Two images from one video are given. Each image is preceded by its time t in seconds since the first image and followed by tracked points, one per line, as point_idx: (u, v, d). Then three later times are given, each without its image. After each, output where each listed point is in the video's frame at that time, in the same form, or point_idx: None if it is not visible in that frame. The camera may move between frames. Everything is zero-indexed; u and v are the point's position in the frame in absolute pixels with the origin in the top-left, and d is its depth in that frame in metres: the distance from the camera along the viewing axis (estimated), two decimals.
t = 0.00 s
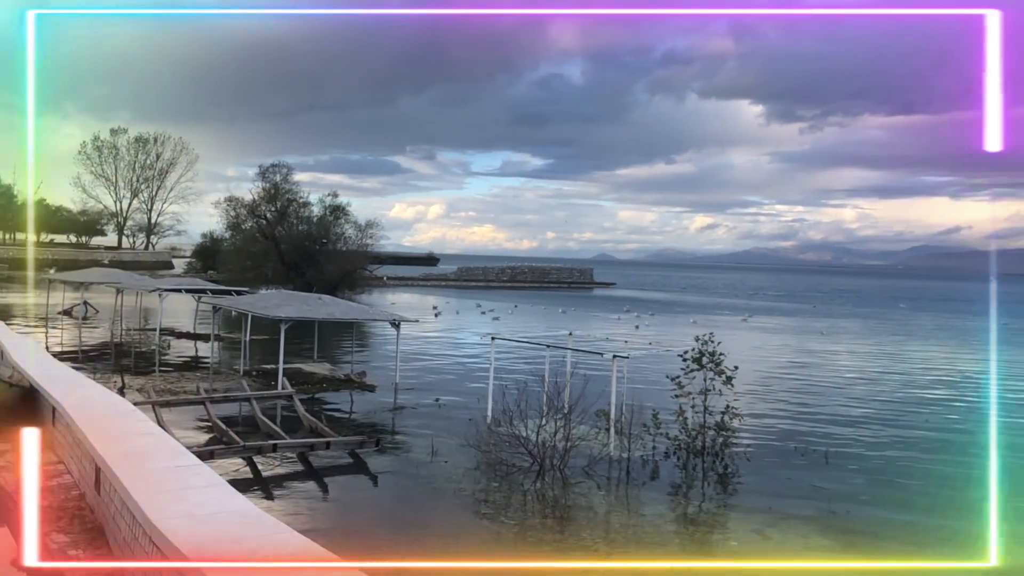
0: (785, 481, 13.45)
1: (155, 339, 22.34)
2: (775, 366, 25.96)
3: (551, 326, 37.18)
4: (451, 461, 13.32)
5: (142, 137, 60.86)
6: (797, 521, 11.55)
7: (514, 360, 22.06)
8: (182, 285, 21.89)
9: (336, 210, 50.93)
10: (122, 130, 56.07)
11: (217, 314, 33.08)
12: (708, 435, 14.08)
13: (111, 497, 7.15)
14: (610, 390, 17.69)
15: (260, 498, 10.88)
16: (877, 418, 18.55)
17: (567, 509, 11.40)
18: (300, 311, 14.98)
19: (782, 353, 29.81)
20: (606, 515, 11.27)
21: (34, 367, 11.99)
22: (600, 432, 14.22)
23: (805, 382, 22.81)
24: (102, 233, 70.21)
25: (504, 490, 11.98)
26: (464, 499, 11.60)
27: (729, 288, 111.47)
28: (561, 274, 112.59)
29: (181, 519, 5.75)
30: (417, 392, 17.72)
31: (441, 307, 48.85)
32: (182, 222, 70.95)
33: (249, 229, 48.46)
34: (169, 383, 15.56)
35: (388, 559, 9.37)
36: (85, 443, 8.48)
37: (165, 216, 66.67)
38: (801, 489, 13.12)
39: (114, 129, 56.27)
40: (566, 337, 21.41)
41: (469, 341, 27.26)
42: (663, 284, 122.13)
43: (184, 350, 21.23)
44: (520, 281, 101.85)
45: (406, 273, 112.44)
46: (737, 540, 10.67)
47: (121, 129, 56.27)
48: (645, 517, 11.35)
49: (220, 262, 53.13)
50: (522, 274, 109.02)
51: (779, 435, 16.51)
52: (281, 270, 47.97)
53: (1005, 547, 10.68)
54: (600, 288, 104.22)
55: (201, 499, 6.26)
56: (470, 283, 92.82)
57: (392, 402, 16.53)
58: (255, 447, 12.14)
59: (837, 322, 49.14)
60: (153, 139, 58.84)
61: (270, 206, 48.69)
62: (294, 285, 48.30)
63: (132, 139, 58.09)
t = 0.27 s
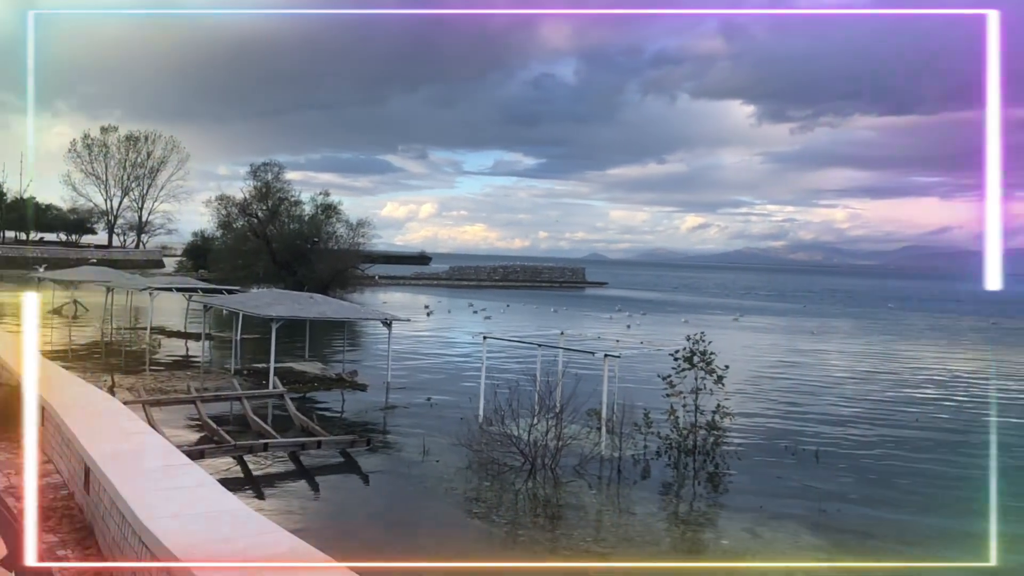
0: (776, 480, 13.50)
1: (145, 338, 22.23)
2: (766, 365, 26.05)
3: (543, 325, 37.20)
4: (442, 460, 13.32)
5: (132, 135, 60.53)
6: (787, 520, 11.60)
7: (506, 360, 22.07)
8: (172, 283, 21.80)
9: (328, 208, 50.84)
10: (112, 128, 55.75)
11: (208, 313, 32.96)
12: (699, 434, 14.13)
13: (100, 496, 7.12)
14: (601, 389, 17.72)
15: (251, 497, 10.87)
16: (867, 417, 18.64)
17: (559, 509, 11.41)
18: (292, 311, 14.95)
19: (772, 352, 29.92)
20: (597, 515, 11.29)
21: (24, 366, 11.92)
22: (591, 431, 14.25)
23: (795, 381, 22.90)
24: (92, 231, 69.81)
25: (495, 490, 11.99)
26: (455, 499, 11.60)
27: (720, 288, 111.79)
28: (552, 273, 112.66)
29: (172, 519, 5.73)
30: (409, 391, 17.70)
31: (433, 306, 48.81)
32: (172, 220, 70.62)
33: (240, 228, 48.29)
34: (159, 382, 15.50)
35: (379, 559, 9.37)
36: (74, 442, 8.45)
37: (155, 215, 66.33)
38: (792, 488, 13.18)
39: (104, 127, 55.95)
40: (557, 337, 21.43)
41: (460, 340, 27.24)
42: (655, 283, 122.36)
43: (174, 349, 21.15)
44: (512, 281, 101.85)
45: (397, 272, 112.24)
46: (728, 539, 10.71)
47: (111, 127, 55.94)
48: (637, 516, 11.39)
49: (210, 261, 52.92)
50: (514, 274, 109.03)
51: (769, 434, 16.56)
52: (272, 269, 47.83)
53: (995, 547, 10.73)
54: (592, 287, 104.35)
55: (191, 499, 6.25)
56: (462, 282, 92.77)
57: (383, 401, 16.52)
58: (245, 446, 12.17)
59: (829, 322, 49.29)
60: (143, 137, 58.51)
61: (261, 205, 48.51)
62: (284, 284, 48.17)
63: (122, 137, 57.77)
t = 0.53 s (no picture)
0: (766, 479, 13.53)
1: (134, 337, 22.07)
2: (756, 365, 26.13)
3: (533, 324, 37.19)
4: (432, 460, 13.29)
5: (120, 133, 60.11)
6: (776, 520, 11.63)
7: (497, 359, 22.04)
8: (160, 282, 21.66)
9: (318, 207, 50.68)
10: (100, 126, 55.36)
11: (197, 312, 32.77)
12: (689, 433, 14.15)
13: (88, 497, 7.07)
14: (592, 388, 17.71)
15: (241, 497, 10.82)
16: (856, 417, 18.72)
17: (549, 508, 11.40)
18: (281, 310, 14.89)
19: (762, 352, 30.00)
20: (588, 514, 11.28)
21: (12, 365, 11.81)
22: (581, 430, 14.26)
23: (786, 381, 22.96)
24: (80, 229, 69.29)
25: (485, 489, 11.98)
26: (445, 498, 11.58)
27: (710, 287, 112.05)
28: (543, 273, 112.71)
29: (161, 519, 5.69)
30: (399, 391, 17.65)
31: (423, 306, 48.75)
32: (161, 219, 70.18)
33: (229, 226, 47.99)
34: (148, 382, 15.41)
35: (368, 559, 9.33)
36: (61, 441, 8.38)
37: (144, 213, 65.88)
38: (781, 487, 13.23)
39: (93, 125, 55.54)
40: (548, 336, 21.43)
41: (451, 340, 27.19)
42: (645, 283, 122.52)
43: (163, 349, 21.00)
44: (503, 280, 101.82)
45: (388, 272, 112.04)
46: (719, 538, 10.74)
47: (100, 125, 55.55)
48: (627, 515, 11.40)
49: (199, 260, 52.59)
50: (505, 273, 109.01)
51: (759, 434, 16.61)
52: (261, 268, 47.62)
53: (984, 546, 10.78)
54: (583, 286, 104.45)
55: (180, 499, 6.21)
56: (453, 282, 92.65)
57: (373, 401, 16.48)
58: (234, 445, 12.13)
59: (818, 321, 49.48)
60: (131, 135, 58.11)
61: (251, 204, 48.14)
62: (274, 283, 47.96)
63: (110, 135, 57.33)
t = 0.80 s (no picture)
0: (755, 478, 13.59)
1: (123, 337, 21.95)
2: (746, 364, 26.20)
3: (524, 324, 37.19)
4: (423, 460, 13.29)
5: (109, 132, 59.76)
6: (766, 518, 11.68)
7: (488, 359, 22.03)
8: (150, 282, 21.55)
9: (309, 207, 50.61)
10: (89, 125, 55.04)
11: (186, 312, 32.63)
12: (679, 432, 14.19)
13: (75, 498, 7.04)
14: (583, 388, 17.74)
15: (230, 497, 10.80)
16: (845, 416, 18.80)
17: (540, 507, 11.42)
18: (271, 310, 14.86)
19: (752, 351, 30.08)
20: (579, 513, 11.31)
21: None
22: (572, 430, 14.28)
23: (776, 380, 23.03)
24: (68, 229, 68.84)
25: (476, 489, 11.98)
26: (436, 498, 11.58)
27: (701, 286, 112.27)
28: (535, 272, 112.76)
29: (149, 521, 5.67)
30: (390, 391, 17.63)
31: (414, 305, 48.70)
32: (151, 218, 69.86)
33: (220, 226, 47.90)
34: (137, 382, 15.35)
35: (358, 559, 9.33)
36: (46, 442, 8.33)
37: (133, 212, 65.53)
38: (770, 485, 13.29)
39: (82, 124, 55.21)
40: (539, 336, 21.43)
41: (441, 339, 27.16)
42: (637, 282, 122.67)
43: (152, 348, 20.91)
44: (494, 279, 101.78)
45: (380, 271, 111.86)
46: (708, 536, 10.78)
47: (89, 124, 55.23)
48: (617, 514, 11.42)
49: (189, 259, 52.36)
50: (497, 272, 109.00)
51: (749, 432, 16.67)
52: (251, 267, 47.69)
53: (971, 543, 10.85)
54: (575, 286, 104.48)
55: (169, 500, 6.19)
56: (444, 281, 92.54)
57: (364, 401, 16.45)
58: (224, 445, 12.11)
59: (807, 321, 49.64)
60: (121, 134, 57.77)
61: (241, 203, 47.95)
62: (264, 282, 47.91)
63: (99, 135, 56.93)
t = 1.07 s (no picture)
0: (746, 477, 13.63)
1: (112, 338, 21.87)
2: (737, 363, 26.28)
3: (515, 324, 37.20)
4: (414, 460, 13.28)
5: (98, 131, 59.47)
6: (756, 517, 11.73)
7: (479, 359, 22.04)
8: (139, 282, 21.47)
9: (299, 207, 50.51)
10: (79, 125, 54.76)
11: (176, 312, 32.54)
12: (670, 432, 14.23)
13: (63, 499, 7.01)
14: (574, 388, 17.76)
15: (221, 498, 10.77)
16: (835, 415, 18.89)
17: (531, 507, 11.43)
18: (262, 310, 14.83)
19: (743, 350, 30.17)
20: (569, 513, 11.33)
21: None
22: (563, 429, 14.30)
23: (766, 379, 23.11)
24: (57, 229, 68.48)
25: (467, 488, 11.98)
26: (427, 498, 11.58)
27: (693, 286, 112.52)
28: (527, 272, 112.85)
29: (138, 521, 5.64)
30: (381, 391, 17.62)
31: (406, 305, 48.66)
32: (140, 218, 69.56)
33: (210, 226, 47.75)
34: (127, 382, 15.30)
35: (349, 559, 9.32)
36: (33, 443, 8.29)
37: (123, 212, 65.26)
38: (760, 484, 13.34)
39: (71, 124, 54.93)
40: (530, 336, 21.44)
41: (433, 339, 27.15)
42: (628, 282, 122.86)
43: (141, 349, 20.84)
44: (486, 279, 101.77)
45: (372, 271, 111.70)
46: (699, 535, 10.81)
47: (78, 124, 54.96)
48: (608, 513, 11.44)
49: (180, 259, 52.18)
50: (489, 272, 109.00)
51: (740, 432, 16.73)
52: (242, 267, 47.48)
53: (960, 541, 10.91)
54: (566, 285, 104.56)
55: (157, 500, 6.17)
56: (436, 281, 92.46)
57: (355, 401, 16.43)
58: (214, 446, 12.08)
59: (798, 320, 49.81)
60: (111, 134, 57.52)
61: (231, 203, 47.88)
62: (255, 282, 47.72)
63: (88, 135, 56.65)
